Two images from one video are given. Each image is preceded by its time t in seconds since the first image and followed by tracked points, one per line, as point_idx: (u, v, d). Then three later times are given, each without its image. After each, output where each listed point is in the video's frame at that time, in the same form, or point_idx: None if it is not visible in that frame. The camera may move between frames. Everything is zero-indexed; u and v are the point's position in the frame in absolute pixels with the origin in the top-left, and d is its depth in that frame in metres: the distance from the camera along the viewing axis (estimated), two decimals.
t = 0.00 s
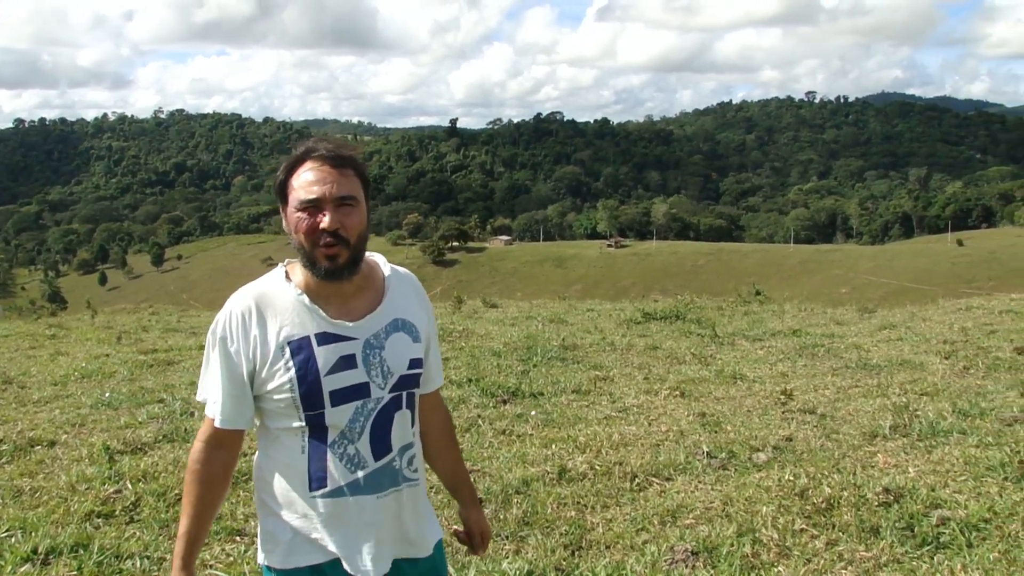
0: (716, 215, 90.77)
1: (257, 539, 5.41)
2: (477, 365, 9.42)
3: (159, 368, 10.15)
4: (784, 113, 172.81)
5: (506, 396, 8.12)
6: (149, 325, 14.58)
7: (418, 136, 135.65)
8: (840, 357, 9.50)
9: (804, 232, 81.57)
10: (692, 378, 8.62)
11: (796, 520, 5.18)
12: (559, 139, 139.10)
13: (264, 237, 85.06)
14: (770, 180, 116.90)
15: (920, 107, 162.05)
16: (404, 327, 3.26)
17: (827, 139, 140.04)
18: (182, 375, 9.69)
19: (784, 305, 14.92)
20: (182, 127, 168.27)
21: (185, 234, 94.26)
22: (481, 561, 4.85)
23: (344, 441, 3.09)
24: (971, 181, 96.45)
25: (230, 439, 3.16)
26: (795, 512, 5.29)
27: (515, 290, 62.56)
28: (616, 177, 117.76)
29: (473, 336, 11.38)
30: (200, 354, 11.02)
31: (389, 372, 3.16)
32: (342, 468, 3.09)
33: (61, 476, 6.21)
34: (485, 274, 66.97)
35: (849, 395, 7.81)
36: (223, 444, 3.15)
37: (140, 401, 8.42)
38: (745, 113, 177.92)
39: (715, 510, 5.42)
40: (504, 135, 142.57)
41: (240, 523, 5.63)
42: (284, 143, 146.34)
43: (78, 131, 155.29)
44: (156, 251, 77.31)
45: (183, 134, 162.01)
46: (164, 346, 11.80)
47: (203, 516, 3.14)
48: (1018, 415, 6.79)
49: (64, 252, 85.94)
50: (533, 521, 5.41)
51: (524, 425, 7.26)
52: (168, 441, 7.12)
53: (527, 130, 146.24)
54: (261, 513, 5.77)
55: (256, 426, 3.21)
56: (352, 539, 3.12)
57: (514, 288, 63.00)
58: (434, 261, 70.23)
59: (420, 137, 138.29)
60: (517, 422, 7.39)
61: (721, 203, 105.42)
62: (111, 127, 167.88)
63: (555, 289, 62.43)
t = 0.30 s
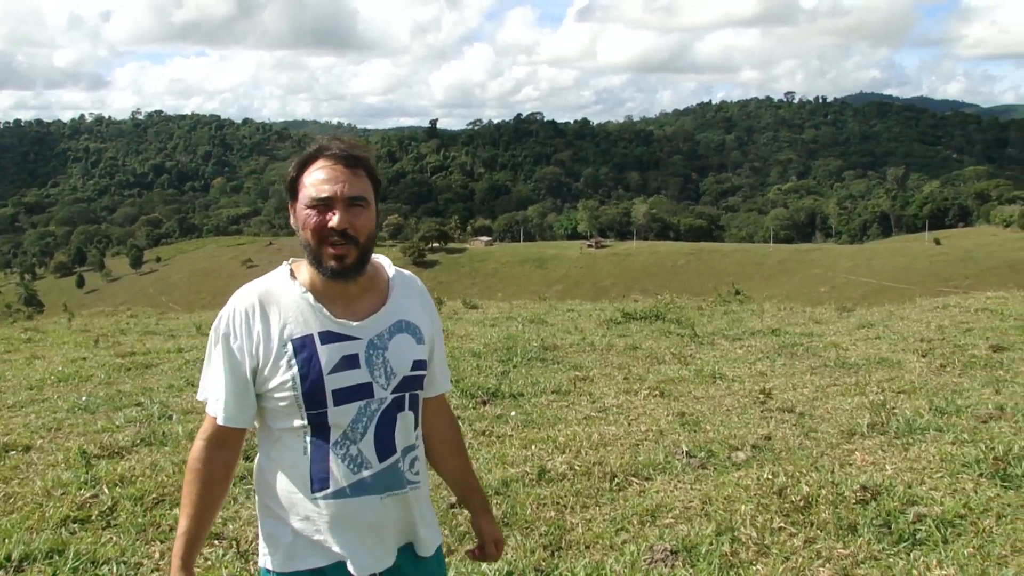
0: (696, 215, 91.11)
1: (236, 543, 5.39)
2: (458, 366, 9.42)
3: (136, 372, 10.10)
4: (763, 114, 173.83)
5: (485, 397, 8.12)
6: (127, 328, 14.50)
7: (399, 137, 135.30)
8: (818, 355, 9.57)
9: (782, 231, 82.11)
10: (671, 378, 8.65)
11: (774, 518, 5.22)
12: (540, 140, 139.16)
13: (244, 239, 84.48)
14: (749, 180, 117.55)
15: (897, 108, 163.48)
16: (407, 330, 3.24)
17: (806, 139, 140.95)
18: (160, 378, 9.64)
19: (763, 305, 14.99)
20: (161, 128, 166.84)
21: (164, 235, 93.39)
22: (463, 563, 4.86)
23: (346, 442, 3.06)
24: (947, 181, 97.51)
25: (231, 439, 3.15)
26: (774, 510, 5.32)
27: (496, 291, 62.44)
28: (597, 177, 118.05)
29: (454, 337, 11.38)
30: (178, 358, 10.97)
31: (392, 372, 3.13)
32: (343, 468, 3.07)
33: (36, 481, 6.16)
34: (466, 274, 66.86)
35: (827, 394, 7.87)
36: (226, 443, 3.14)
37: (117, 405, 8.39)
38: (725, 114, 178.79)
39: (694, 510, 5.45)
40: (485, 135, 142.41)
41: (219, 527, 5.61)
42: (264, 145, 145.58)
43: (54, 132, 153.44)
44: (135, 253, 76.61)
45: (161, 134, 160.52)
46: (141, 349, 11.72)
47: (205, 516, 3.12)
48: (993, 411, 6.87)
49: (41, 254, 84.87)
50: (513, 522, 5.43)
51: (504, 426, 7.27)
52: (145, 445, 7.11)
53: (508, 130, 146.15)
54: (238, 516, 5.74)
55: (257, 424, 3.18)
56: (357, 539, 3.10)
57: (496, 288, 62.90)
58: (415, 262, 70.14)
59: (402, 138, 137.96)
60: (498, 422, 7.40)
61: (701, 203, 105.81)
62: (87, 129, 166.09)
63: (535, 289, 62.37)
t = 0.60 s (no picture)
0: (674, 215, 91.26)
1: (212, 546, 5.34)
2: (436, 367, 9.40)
3: (113, 373, 10.02)
4: (741, 114, 174.43)
5: (463, 398, 8.10)
6: (104, 329, 14.41)
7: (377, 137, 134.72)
8: (796, 355, 9.63)
9: (760, 232, 81.79)
10: (650, 378, 8.68)
11: (751, 518, 5.24)
12: (518, 140, 139.04)
13: (221, 240, 83.90)
14: (726, 181, 118.11)
15: (873, 109, 164.77)
16: (417, 324, 3.21)
17: (783, 139, 141.80)
18: (138, 379, 9.61)
19: (741, 304, 15.05)
20: (136, 128, 165.04)
21: (140, 236, 92.44)
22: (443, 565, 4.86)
23: (350, 437, 3.04)
24: (923, 182, 98.35)
25: (238, 432, 3.15)
26: (751, 510, 5.36)
27: (475, 292, 62.28)
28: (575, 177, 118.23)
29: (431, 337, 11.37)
30: (156, 359, 10.91)
31: (399, 366, 3.10)
32: (347, 462, 3.04)
33: (8, 484, 6.09)
34: (445, 275, 66.74)
35: (804, 394, 7.91)
36: (232, 437, 3.14)
37: (93, 407, 8.34)
38: (703, 114, 179.46)
39: (673, 509, 5.47)
40: (464, 135, 142.09)
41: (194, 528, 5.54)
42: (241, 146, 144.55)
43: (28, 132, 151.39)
44: (110, 253, 75.84)
45: (137, 134, 158.87)
46: (117, 350, 11.65)
47: (208, 510, 3.11)
48: (968, 411, 6.94)
49: (15, 255, 83.73)
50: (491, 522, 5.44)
51: (483, 426, 7.28)
52: (122, 447, 7.09)
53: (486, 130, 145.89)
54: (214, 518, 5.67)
55: (260, 418, 3.16)
56: (362, 533, 3.07)
57: (474, 288, 62.84)
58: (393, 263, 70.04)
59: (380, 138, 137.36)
60: (477, 423, 7.40)
61: (679, 203, 106.08)
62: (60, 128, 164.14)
63: (514, 289, 62.22)
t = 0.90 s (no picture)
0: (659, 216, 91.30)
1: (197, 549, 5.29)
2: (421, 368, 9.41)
3: (96, 376, 9.97)
4: (725, 116, 175.00)
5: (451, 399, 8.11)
6: (86, 332, 14.31)
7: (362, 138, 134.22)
8: (779, 355, 9.68)
9: (744, 233, 82.33)
10: (635, 379, 8.71)
11: (736, 517, 5.26)
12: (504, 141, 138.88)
13: (206, 242, 83.43)
14: (711, 181, 118.36)
15: (855, 111, 165.68)
16: (428, 324, 3.24)
17: (767, 140, 142.34)
18: (121, 382, 9.55)
19: (724, 305, 15.12)
20: (118, 130, 163.66)
21: (123, 238, 91.66)
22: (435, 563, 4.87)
23: (361, 434, 3.04)
24: (905, 182, 98.92)
25: (248, 428, 3.15)
26: (735, 509, 5.38)
27: (460, 293, 62.10)
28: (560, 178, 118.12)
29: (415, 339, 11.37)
30: (139, 362, 10.85)
31: (412, 365, 3.13)
32: (358, 460, 3.05)
33: None
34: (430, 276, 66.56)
35: (788, 393, 7.95)
36: (243, 434, 3.14)
37: (75, 410, 8.28)
38: (687, 115, 179.89)
39: (657, 510, 5.49)
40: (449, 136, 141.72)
41: (179, 531, 5.49)
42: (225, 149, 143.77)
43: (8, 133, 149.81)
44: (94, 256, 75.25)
45: (119, 136, 157.66)
46: (101, 352, 11.60)
47: (215, 504, 3.11)
48: (950, 410, 7.00)
49: None
50: (475, 525, 5.46)
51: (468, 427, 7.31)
52: (105, 450, 7.06)
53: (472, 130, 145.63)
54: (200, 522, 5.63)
55: (273, 415, 3.17)
56: (371, 529, 3.10)
57: (459, 290, 62.77)
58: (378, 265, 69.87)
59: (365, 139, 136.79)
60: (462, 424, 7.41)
61: (663, 204, 106.22)
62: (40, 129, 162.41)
63: (499, 291, 62.02)
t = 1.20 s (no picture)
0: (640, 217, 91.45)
1: (177, 552, 5.25)
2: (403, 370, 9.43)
3: (74, 380, 9.91)
4: (705, 117, 175.70)
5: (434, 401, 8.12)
6: (63, 336, 14.18)
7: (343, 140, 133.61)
8: (760, 356, 9.73)
9: (725, 233, 82.72)
10: (616, 380, 8.73)
11: (717, 517, 5.29)
12: (486, 142, 138.65)
13: (186, 244, 82.87)
14: (692, 182, 118.72)
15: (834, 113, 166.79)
16: (424, 323, 3.27)
17: (748, 141, 142.99)
18: (100, 386, 9.49)
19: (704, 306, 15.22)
20: (97, 132, 162.10)
21: (102, 240, 90.74)
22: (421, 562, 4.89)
23: (362, 432, 3.05)
24: (884, 183, 99.63)
25: (245, 430, 3.13)
26: (715, 510, 5.41)
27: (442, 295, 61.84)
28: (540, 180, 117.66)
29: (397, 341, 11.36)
30: (118, 366, 10.78)
31: (409, 363, 3.16)
32: (360, 457, 3.07)
33: None
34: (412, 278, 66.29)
35: (768, 393, 8.01)
36: (242, 436, 3.11)
37: (53, 415, 8.23)
38: (668, 117, 180.44)
39: (638, 510, 5.52)
40: (430, 137, 141.30)
41: (160, 536, 5.45)
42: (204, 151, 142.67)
43: None
44: (73, 259, 74.47)
45: (98, 138, 156.12)
46: (79, 357, 11.52)
47: (216, 507, 3.07)
48: (928, 410, 7.07)
49: None
50: (458, 527, 5.47)
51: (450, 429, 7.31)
52: (83, 455, 7.01)
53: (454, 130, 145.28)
54: (182, 525, 5.59)
55: (270, 417, 3.16)
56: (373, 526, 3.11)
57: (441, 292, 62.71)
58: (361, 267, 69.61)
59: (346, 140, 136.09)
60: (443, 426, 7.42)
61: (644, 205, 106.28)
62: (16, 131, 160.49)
63: (481, 292, 61.82)
